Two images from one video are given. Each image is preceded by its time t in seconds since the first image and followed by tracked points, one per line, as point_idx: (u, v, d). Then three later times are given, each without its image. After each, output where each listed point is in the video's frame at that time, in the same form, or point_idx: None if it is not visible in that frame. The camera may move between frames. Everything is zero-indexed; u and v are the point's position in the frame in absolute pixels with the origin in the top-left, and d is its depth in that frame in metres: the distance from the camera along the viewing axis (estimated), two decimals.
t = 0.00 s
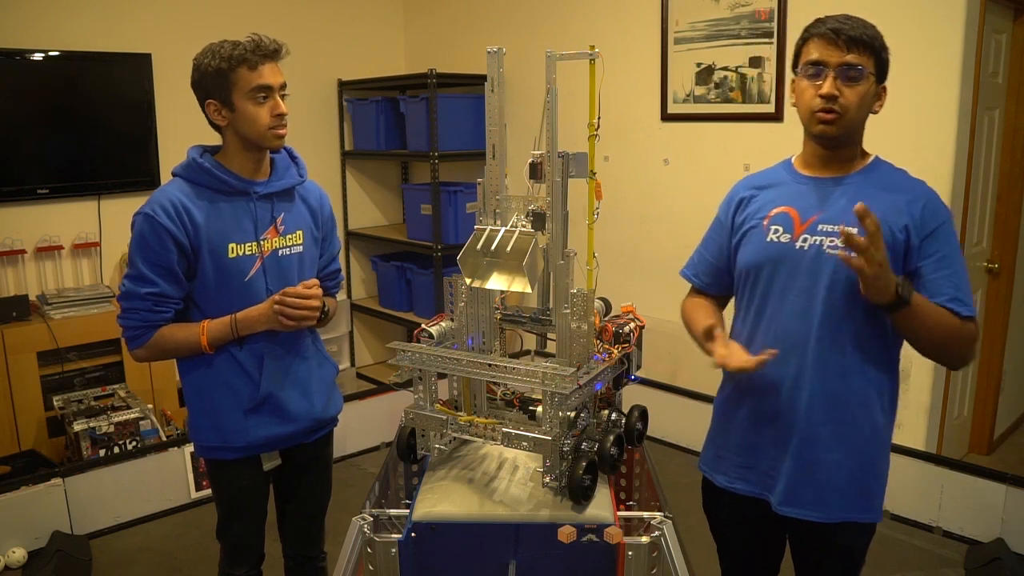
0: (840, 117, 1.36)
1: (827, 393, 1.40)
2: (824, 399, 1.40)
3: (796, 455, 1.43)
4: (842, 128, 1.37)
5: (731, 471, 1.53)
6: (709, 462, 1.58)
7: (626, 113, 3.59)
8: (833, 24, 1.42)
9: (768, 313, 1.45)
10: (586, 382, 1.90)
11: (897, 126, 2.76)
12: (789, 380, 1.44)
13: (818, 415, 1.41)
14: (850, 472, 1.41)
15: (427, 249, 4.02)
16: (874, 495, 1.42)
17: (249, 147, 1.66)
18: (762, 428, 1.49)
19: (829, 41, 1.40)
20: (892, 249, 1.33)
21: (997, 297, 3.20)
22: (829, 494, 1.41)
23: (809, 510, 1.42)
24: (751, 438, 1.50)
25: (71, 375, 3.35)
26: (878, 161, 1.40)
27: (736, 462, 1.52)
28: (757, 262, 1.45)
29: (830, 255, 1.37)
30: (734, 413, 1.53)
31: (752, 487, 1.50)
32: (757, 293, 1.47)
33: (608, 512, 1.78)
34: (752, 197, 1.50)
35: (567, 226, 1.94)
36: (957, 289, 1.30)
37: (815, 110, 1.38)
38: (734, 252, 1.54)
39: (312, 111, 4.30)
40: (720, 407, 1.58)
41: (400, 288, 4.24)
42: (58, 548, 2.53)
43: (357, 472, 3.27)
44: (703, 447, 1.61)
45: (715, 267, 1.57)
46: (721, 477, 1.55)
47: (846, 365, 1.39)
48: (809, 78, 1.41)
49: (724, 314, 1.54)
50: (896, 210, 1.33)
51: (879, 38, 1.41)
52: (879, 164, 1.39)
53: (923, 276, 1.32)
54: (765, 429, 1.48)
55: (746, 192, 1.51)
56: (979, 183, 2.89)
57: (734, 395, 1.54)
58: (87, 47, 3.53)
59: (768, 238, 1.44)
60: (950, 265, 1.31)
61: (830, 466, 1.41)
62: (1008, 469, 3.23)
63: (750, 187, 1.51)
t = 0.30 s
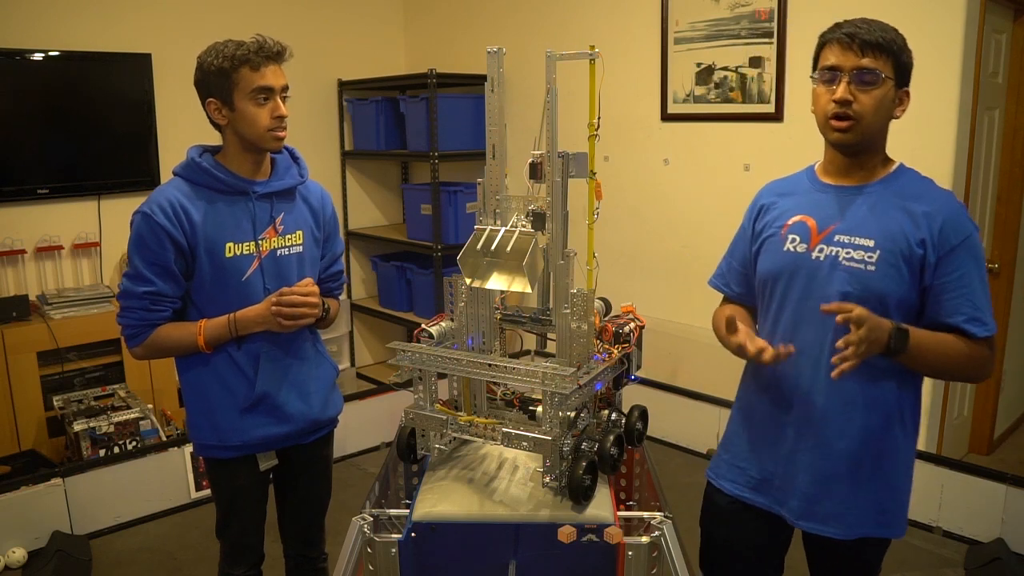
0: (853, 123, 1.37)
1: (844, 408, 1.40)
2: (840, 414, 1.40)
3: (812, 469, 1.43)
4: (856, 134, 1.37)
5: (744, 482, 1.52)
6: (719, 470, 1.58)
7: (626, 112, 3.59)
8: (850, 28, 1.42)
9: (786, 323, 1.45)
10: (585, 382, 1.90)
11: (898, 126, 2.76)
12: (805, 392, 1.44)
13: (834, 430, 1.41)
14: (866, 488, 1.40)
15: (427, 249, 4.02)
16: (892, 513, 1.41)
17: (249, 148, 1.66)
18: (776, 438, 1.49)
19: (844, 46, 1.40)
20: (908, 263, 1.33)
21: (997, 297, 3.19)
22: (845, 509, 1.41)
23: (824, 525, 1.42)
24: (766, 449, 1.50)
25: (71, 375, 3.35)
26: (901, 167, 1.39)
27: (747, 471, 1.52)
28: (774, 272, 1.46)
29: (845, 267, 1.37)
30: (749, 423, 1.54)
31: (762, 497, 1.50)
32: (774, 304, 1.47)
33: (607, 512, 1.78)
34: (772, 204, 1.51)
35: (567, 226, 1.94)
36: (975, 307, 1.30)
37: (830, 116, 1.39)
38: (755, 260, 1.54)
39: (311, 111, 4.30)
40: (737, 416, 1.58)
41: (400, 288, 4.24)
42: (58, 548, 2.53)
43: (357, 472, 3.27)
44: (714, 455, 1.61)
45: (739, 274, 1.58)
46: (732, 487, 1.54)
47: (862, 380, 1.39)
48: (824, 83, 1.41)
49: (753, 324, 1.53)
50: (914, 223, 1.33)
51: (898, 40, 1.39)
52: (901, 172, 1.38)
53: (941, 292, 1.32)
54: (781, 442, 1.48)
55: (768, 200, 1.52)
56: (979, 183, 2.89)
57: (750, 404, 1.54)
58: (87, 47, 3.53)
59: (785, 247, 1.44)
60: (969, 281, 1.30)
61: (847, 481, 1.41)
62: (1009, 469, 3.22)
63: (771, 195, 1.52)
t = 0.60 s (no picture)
0: (858, 124, 1.36)
1: (853, 409, 1.40)
2: (849, 414, 1.40)
3: (819, 471, 1.43)
4: (862, 135, 1.37)
5: (750, 483, 1.52)
6: (724, 471, 1.58)
7: (626, 112, 3.59)
8: (852, 29, 1.41)
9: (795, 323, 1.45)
10: (585, 382, 1.90)
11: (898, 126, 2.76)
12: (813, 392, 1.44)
13: (843, 430, 1.41)
14: (874, 490, 1.40)
15: (427, 249, 4.02)
16: (899, 514, 1.41)
17: (251, 148, 1.66)
18: (782, 440, 1.49)
19: (847, 48, 1.40)
20: (918, 262, 1.33)
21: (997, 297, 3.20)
22: (852, 511, 1.41)
23: (831, 526, 1.42)
24: (773, 450, 1.50)
25: (71, 375, 3.35)
26: (909, 168, 1.39)
27: (753, 472, 1.52)
28: (783, 272, 1.46)
29: (854, 266, 1.37)
30: (756, 424, 1.54)
31: (767, 499, 1.50)
32: (784, 305, 1.47)
33: (608, 512, 1.78)
34: (780, 205, 1.51)
35: (567, 226, 1.94)
36: (987, 304, 1.29)
37: (834, 118, 1.38)
38: (762, 260, 1.54)
39: (311, 111, 4.30)
40: (744, 417, 1.58)
41: (400, 288, 4.24)
42: (58, 548, 2.53)
43: (357, 472, 3.27)
44: (719, 456, 1.61)
45: (747, 275, 1.58)
46: (737, 488, 1.54)
47: (870, 383, 1.38)
48: (827, 85, 1.41)
49: (762, 312, 1.54)
50: (924, 221, 1.32)
51: (902, 39, 1.39)
52: (909, 172, 1.38)
53: (952, 290, 1.31)
54: (788, 442, 1.48)
55: (776, 201, 1.52)
56: (979, 184, 2.89)
57: (758, 405, 1.54)
58: (87, 47, 3.53)
59: (793, 247, 1.44)
60: (980, 279, 1.29)
61: (854, 483, 1.40)
62: (1009, 469, 3.22)
63: (778, 196, 1.52)
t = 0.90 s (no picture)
0: (828, 136, 1.37)
1: (853, 406, 1.39)
2: (849, 413, 1.40)
3: (818, 469, 1.43)
4: (835, 146, 1.37)
5: (748, 481, 1.52)
6: (723, 470, 1.58)
7: (626, 112, 3.59)
8: (820, 38, 1.40)
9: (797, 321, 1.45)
10: (586, 382, 1.90)
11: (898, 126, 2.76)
12: (812, 390, 1.44)
13: (842, 429, 1.40)
14: (871, 489, 1.40)
15: (427, 249, 4.02)
16: (895, 514, 1.41)
17: (255, 146, 1.66)
18: (781, 438, 1.48)
19: (813, 60, 1.39)
20: (921, 260, 1.33)
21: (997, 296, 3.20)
22: (849, 509, 1.41)
23: (827, 525, 1.42)
24: (771, 448, 1.50)
25: (71, 375, 3.35)
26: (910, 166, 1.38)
27: (751, 470, 1.52)
28: (785, 269, 1.46)
29: (857, 264, 1.37)
30: (754, 422, 1.54)
31: (764, 498, 1.50)
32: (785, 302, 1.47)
33: (608, 512, 1.78)
34: (783, 204, 1.51)
35: (567, 226, 1.94)
36: (990, 302, 1.28)
37: (807, 131, 1.40)
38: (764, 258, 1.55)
39: (311, 111, 4.30)
40: (743, 415, 1.57)
41: (400, 288, 4.24)
42: (58, 548, 2.53)
43: (357, 472, 3.27)
44: (718, 455, 1.61)
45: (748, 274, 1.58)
46: (736, 487, 1.54)
47: (870, 381, 1.38)
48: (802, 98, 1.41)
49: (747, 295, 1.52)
50: (928, 219, 1.32)
51: (868, 42, 1.34)
52: (909, 170, 1.38)
53: (955, 288, 1.31)
54: (787, 440, 1.48)
55: (779, 199, 1.52)
56: (979, 184, 2.89)
57: (757, 403, 1.54)
58: (87, 47, 3.53)
59: (796, 244, 1.45)
60: (983, 277, 1.29)
61: (851, 481, 1.41)
62: (1008, 469, 3.22)
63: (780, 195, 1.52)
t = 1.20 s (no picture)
0: (819, 163, 1.37)
1: (844, 403, 1.39)
2: (840, 410, 1.40)
3: (808, 466, 1.43)
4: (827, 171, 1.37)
5: (740, 476, 1.52)
6: (717, 466, 1.58)
7: (626, 113, 3.59)
8: (796, 66, 1.38)
9: (791, 317, 1.46)
10: (586, 382, 1.91)
11: (898, 126, 2.76)
12: (803, 386, 1.44)
13: (832, 426, 1.41)
14: (863, 485, 1.40)
15: (427, 249, 4.02)
16: (887, 511, 1.41)
17: (256, 146, 1.66)
18: (773, 435, 1.48)
19: (792, 90, 1.38)
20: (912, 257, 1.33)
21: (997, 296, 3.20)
22: (840, 506, 1.41)
23: (817, 520, 1.43)
24: (764, 444, 1.50)
25: (71, 375, 3.35)
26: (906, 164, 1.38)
27: (744, 466, 1.52)
28: (780, 266, 1.47)
29: (847, 263, 1.38)
30: (747, 418, 1.54)
31: (756, 493, 1.50)
32: (779, 298, 1.48)
33: (608, 512, 1.78)
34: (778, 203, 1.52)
35: (567, 226, 1.94)
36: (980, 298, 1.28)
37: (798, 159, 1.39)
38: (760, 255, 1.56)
39: (311, 111, 4.30)
40: (737, 411, 1.57)
41: (400, 288, 4.24)
42: (58, 548, 2.53)
43: (357, 472, 3.27)
44: (713, 452, 1.61)
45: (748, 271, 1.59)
46: (728, 482, 1.54)
47: (862, 380, 1.38)
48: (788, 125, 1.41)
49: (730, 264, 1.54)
50: (918, 217, 1.32)
51: (843, 65, 1.33)
52: (903, 168, 1.38)
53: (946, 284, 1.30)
54: (778, 436, 1.48)
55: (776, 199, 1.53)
56: (979, 184, 2.89)
57: (750, 399, 1.54)
58: (87, 47, 3.53)
59: (790, 243, 1.45)
60: (974, 273, 1.28)
61: (841, 477, 1.41)
62: (1008, 469, 3.22)
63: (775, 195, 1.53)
